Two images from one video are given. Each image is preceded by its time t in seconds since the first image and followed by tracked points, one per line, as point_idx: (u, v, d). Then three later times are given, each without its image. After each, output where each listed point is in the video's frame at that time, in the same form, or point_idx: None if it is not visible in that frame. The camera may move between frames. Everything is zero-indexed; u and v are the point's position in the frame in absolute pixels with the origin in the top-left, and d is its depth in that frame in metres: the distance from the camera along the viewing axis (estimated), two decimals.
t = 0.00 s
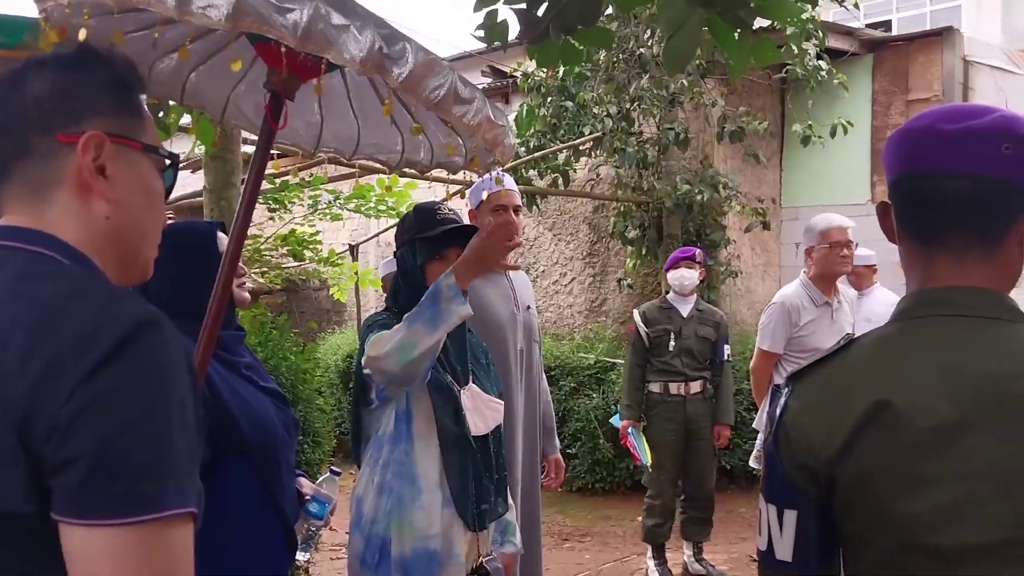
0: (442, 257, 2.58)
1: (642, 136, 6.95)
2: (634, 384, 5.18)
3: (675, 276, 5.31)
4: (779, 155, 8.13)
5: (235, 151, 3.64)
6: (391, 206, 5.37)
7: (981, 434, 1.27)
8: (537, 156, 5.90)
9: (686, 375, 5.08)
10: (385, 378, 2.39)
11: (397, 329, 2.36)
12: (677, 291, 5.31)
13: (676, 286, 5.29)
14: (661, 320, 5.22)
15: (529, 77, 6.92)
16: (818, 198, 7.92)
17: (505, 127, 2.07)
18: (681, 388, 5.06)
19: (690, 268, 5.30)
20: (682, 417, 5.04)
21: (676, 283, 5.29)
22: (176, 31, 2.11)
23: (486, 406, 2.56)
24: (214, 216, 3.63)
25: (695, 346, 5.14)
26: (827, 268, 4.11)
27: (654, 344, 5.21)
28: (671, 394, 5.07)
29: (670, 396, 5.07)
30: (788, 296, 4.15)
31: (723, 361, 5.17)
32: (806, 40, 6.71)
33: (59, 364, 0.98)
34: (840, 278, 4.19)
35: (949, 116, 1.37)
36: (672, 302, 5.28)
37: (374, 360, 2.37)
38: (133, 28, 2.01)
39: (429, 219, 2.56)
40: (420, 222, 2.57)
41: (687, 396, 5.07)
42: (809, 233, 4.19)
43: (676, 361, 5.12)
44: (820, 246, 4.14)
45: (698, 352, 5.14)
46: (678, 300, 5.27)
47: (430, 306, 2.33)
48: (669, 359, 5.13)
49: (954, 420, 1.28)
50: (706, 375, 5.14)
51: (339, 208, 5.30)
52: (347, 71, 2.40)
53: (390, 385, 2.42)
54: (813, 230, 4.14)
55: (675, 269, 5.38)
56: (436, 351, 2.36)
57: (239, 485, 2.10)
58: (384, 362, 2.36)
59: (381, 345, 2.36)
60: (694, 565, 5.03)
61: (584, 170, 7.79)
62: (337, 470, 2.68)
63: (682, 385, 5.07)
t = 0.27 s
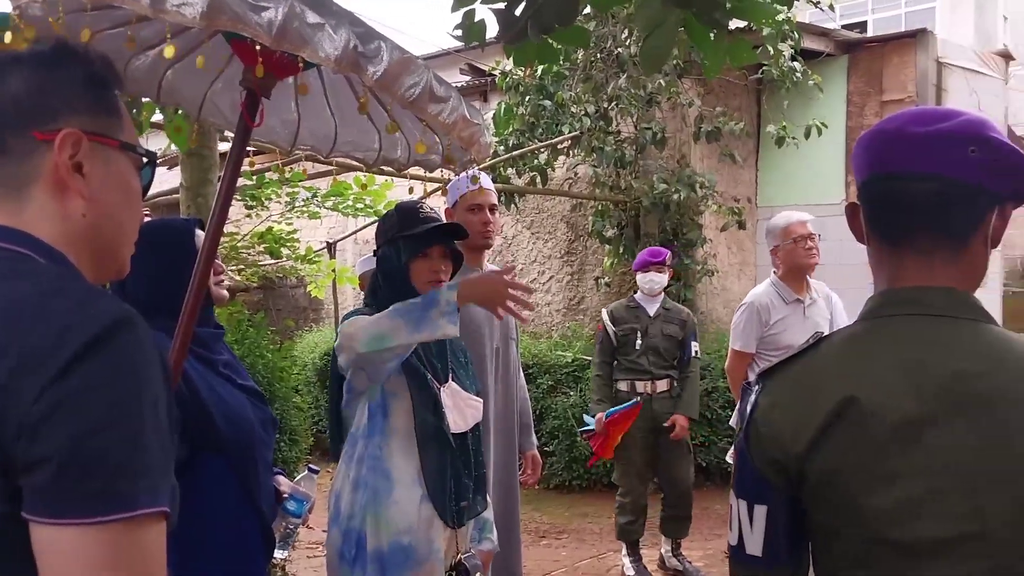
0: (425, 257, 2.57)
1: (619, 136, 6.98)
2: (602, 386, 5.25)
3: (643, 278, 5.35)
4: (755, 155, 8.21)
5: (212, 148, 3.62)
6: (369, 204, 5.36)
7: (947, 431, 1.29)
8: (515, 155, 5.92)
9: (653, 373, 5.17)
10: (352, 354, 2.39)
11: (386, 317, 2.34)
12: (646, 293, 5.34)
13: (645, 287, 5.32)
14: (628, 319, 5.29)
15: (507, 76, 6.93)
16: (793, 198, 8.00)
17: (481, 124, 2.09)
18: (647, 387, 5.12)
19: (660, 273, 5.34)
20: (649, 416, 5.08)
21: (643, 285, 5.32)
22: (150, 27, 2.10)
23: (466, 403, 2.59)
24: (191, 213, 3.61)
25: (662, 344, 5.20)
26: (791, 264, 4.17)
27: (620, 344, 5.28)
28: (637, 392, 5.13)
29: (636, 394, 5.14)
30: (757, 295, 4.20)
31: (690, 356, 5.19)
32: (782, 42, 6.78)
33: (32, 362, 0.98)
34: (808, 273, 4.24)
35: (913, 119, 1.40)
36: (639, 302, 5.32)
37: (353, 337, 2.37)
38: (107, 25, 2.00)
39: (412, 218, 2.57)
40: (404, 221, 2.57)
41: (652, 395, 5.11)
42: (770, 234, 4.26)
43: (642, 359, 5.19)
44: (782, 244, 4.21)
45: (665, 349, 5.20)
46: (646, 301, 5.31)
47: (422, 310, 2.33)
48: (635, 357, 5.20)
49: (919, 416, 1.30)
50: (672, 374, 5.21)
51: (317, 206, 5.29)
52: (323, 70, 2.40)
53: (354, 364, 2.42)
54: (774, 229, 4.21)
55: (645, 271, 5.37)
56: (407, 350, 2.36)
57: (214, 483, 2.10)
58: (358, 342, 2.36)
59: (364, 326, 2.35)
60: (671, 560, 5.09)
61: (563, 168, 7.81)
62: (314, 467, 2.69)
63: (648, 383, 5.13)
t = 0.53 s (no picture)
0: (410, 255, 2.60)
1: (599, 135, 7.02)
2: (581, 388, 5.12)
3: (615, 282, 5.37)
4: (733, 155, 8.27)
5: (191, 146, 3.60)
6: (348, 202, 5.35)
7: (917, 429, 1.32)
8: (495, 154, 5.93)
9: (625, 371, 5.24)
10: (348, 321, 2.44)
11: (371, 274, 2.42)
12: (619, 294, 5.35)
13: (618, 287, 5.35)
14: (600, 318, 5.32)
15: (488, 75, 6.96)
16: (770, 199, 8.08)
17: (460, 126, 2.11)
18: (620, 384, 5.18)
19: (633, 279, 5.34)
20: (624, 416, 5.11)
21: (615, 287, 5.36)
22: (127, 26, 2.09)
23: (445, 402, 2.61)
24: (169, 211, 3.60)
25: (632, 342, 5.29)
26: (768, 264, 4.21)
27: (593, 342, 5.32)
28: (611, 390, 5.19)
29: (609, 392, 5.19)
30: (736, 295, 4.24)
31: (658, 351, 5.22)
32: (760, 43, 6.84)
33: (10, 361, 0.98)
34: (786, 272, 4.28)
35: (884, 122, 1.43)
36: (611, 302, 5.34)
37: (345, 307, 2.43)
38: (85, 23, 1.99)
39: (392, 220, 2.59)
40: (386, 221, 2.58)
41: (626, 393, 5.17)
42: (748, 234, 4.30)
43: (614, 356, 5.26)
44: (759, 244, 4.25)
45: (636, 348, 5.28)
46: (619, 302, 5.33)
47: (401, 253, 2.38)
48: (607, 355, 5.27)
49: (891, 415, 1.33)
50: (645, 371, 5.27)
51: (296, 205, 5.27)
52: (302, 70, 2.40)
53: (352, 335, 2.46)
54: (751, 230, 4.26)
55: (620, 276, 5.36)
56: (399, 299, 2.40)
57: (192, 483, 2.10)
58: (352, 306, 2.41)
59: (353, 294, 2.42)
60: (648, 558, 5.12)
61: (542, 168, 7.84)
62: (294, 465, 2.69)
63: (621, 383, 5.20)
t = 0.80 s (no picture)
0: (394, 255, 2.61)
1: (580, 135, 7.04)
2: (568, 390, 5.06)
3: (595, 281, 5.40)
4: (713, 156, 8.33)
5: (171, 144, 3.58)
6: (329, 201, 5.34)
7: (887, 428, 1.34)
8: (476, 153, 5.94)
9: (606, 370, 5.27)
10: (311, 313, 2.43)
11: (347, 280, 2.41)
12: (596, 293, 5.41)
13: (595, 287, 5.39)
14: (578, 317, 5.34)
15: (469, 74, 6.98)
16: (749, 199, 8.14)
17: (440, 126, 2.13)
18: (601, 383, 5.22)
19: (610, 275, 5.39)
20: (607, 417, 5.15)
21: (593, 286, 5.40)
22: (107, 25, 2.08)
23: (428, 400, 2.61)
24: (149, 209, 3.58)
25: (613, 341, 5.32)
26: (751, 264, 4.23)
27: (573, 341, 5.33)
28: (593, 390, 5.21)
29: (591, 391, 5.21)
30: (718, 295, 4.27)
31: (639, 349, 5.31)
32: (740, 45, 6.89)
33: None
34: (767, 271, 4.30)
35: (856, 128, 1.46)
36: (588, 299, 5.39)
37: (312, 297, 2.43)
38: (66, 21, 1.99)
39: (372, 224, 2.58)
40: (372, 224, 2.58)
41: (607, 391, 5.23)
42: (730, 234, 4.32)
43: (596, 356, 5.27)
44: (741, 244, 4.27)
45: (616, 347, 5.32)
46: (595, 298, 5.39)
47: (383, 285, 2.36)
48: (588, 355, 5.28)
49: (862, 415, 1.35)
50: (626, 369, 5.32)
51: (277, 203, 5.25)
52: (283, 71, 2.40)
53: (308, 326, 2.44)
54: (733, 229, 4.27)
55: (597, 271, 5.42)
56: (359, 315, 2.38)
57: (172, 482, 2.09)
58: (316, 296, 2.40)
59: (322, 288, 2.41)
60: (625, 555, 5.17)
61: (523, 167, 7.86)
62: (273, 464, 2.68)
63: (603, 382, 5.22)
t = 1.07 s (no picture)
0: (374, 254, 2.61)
1: (560, 135, 7.07)
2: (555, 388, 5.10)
3: (574, 277, 5.43)
4: (692, 156, 8.39)
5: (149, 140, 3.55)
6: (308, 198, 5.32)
7: (861, 427, 1.37)
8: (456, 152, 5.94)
9: (589, 368, 5.29)
10: (306, 310, 2.42)
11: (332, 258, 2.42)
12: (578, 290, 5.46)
13: (575, 285, 5.42)
14: (562, 316, 5.36)
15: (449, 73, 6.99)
16: (727, 200, 8.21)
17: (419, 127, 2.14)
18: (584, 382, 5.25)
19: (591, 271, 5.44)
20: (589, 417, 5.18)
21: (574, 283, 5.43)
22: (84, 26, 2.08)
23: (406, 398, 2.65)
24: (128, 207, 3.55)
25: (595, 340, 5.36)
26: (730, 264, 4.24)
27: (555, 340, 5.34)
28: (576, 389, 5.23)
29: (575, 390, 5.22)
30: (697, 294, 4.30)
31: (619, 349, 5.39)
32: (719, 46, 6.94)
33: None
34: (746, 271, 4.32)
35: (833, 131, 1.48)
36: (570, 298, 5.42)
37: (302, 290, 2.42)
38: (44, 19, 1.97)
39: (353, 218, 2.60)
40: (348, 222, 2.59)
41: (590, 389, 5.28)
42: (710, 233, 4.32)
43: (579, 356, 5.30)
44: (722, 243, 4.27)
45: (598, 345, 5.36)
46: (577, 297, 5.42)
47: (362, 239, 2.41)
48: (571, 354, 5.30)
49: (836, 413, 1.37)
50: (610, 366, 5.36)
51: (256, 201, 5.23)
52: (263, 71, 2.40)
53: (304, 319, 2.44)
54: (714, 229, 4.27)
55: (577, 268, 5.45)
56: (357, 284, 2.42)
57: (151, 482, 2.08)
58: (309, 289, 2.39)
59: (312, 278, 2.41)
60: (598, 553, 5.22)
61: (503, 166, 7.87)
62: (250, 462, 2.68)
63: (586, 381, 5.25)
